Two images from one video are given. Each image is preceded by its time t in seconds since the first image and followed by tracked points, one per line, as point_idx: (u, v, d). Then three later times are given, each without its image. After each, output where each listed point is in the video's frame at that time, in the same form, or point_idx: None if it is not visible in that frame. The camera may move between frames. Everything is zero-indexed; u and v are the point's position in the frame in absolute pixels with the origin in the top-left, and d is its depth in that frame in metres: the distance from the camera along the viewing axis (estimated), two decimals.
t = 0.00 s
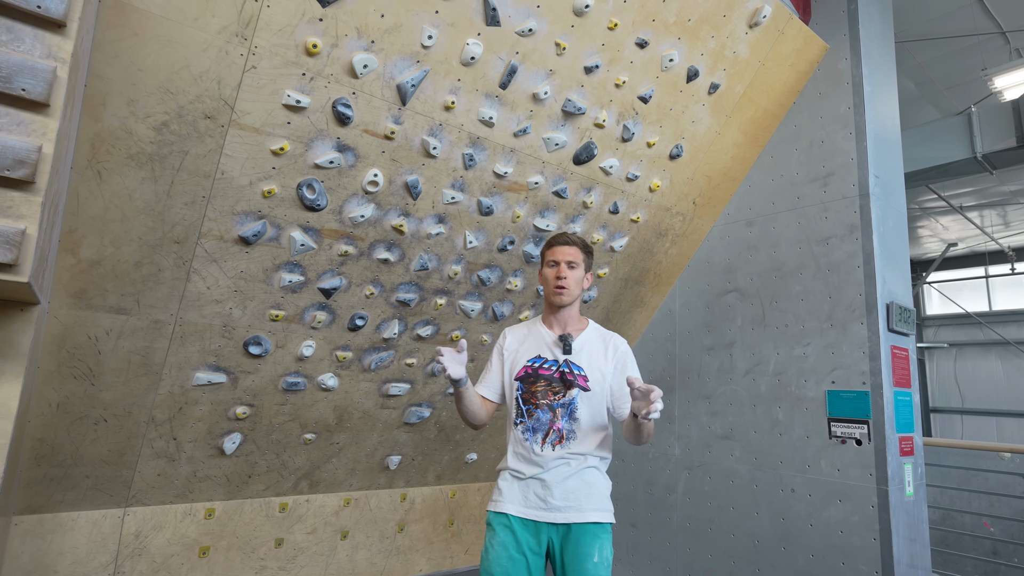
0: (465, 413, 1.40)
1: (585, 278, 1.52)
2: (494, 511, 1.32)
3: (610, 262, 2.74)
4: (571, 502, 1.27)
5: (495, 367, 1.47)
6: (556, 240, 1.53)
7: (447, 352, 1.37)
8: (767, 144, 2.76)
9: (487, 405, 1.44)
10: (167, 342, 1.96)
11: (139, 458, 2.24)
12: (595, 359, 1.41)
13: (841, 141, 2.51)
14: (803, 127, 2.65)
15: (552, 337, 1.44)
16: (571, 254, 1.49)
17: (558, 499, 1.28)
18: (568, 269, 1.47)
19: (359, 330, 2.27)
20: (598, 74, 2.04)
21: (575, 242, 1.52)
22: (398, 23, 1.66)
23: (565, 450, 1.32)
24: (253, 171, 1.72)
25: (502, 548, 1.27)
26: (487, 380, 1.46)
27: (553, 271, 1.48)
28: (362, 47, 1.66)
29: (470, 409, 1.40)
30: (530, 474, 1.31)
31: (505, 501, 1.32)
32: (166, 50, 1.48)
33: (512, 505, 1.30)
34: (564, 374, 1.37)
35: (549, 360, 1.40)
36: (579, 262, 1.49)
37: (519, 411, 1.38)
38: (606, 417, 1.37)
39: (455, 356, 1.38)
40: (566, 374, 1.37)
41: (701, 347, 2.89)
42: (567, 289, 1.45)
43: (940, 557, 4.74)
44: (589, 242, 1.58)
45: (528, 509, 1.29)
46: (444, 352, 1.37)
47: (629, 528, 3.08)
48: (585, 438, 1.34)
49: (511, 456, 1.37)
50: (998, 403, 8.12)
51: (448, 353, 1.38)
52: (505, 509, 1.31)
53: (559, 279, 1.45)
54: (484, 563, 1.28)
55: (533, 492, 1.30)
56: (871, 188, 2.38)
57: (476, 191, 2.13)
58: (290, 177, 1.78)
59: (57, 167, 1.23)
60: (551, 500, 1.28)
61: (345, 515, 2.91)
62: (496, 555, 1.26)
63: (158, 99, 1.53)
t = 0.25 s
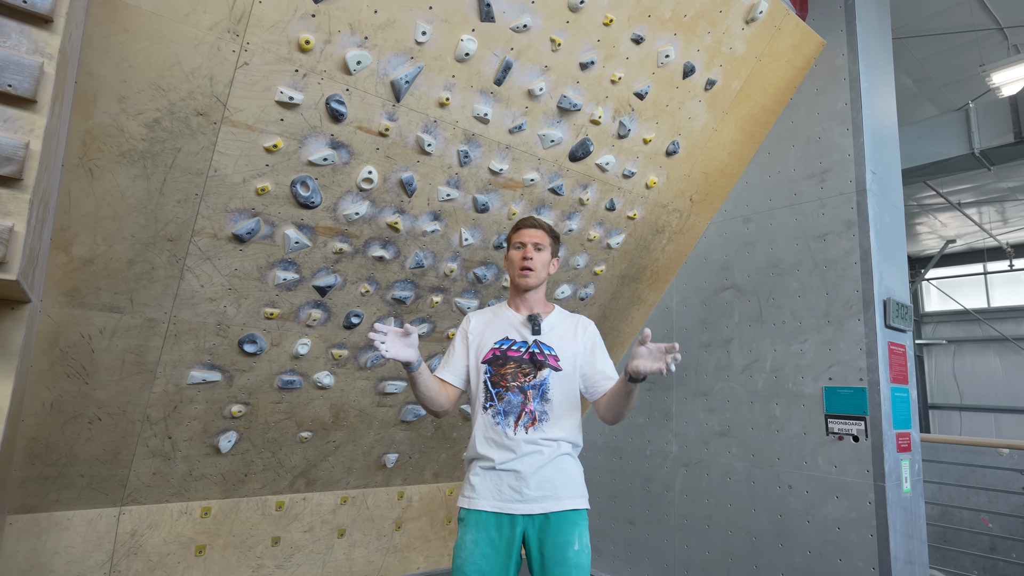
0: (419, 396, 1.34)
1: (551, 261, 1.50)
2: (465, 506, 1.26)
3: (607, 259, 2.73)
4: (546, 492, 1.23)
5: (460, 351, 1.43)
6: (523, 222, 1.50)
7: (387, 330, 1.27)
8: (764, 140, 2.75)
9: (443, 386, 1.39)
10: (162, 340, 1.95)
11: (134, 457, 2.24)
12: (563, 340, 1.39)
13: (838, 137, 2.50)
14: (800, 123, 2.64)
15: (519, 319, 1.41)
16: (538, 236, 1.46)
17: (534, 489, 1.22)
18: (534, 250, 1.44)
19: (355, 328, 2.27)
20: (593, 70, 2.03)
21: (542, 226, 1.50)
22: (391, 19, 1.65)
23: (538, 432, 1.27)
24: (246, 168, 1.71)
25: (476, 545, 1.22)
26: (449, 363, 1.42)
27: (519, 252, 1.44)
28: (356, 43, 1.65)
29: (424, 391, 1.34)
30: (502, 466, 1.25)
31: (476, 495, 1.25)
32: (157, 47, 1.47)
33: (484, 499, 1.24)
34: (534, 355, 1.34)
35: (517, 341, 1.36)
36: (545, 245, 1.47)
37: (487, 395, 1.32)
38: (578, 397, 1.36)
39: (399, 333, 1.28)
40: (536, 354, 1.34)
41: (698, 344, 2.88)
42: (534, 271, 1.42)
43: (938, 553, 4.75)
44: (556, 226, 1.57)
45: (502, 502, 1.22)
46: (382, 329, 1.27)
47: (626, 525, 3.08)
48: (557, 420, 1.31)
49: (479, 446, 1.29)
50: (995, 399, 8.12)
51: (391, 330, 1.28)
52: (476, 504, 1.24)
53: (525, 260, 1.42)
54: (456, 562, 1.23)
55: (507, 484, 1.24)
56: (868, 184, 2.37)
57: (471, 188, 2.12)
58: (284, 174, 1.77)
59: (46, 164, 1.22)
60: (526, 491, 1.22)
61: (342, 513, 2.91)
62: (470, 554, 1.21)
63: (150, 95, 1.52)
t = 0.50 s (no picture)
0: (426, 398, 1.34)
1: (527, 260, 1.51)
2: (449, 515, 1.24)
3: (607, 253, 2.72)
4: (532, 492, 1.23)
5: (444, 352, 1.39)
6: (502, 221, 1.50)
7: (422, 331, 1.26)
8: (766, 134, 2.74)
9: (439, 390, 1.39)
10: (161, 335, 1.95)
11: (135, 452, 2.24)
12: (539, 334, 1.40)
13: (839, 130, 2.49)
14: (801, 116, 2.63)
15: (495, 315, 1.40)
16: (514, 235, 1.47)
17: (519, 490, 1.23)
18: (511, 249, 1.44)
19: (354, 323, 2.26)
20: (593, 63, 2.02)
21: (519, 225, 1.51)
22: (389, 12, 1.64)
23: (521, 430, 1.27)
24: (244, 162, 1.71)
25: (463, 551, 1.21)
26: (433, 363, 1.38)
27: (496, 249, 1.45)
28: (353, 36, 1.64)
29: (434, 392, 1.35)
30: (485, 471, 1.23)
31: (459, 503, 1.23)
32: (153, 40, 1.46)
33: (468, 506, 1.22)
34: (513, 351, 1.34)
35: (495, 338, 1.36)
36: (522, 244, 1.48)
37: (468, 395, 1.31)
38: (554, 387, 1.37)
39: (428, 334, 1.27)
40: (516, 351, 1.34)
41: (699, 339, 2.87)
42: (510, 269, 1.42)
43: (939, 548, 4.75)
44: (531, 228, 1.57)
45: (487, 507, 1.21)
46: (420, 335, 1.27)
47: (627, 519, 3.08)
48: (540, 417, 1.31)
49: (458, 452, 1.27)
50: (998, 393, 8.09)
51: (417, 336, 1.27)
52: (461, 512, 1.22)
53: (502, 257, 1.43)
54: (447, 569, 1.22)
55: (491, 489, 1.22)
56: (870, 178, 2.36)
57: (470, 182, 2.11)
58: (282, 169, 1.77)
59: (41, 157, 1.22)
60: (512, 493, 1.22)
61: (343, 508, 2.92)
62: (460, 560, 1.20)
63: (146, 89, 1.51)
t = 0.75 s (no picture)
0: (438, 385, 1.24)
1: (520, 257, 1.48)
2: (443, 512, 1.23)
3: (609, 251, 2.72)
4: (528, 490, 1.23)
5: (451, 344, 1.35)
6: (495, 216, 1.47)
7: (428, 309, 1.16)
8: (768, 130, 2.73)
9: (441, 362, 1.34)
10: (163, 333, 1.95)
11: (138, 450, 2.25)
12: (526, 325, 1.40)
13: (843, 126, 2.47)
14: (804, 112, 2.61)
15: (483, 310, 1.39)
16: (508, 232, 1.44)
17: (515, 488, 1.23)
18: (505, 245, 1.42)
19: (356, 321, 2.27)
20: (594, 60, 2.01)
21: (514, 221, 1.47)
22: (389, 9, 1.64)
23: (520, 423, 1.27)
24: (245, 160, 1.71)
25: (459, 549, 1.21)
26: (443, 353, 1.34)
27: (489, 245, 1.42)
28: (353, 33, 1.64)
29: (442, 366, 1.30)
30: (482, 469, 1.22)
31: (454, 501, 1.22)
32: (153, 38, 1.46)
33: (464, 504, 1.21)
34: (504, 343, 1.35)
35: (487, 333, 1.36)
36: (515, 240, 1.45)
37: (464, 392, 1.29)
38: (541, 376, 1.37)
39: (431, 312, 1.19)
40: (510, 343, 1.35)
41: (702, 337, 2.87)
42: (503, 266, 1.40)
43: (944, 546, 4.73)
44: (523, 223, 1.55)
45: (484, 506, 1.21)
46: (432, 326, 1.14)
47: (630, 517, 3.08)
48: (537, 408, 1.31)
49: (454, 449, 1.25)
50: (1004, 390, 8.06)
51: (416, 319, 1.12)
52: (456, 512, 1.21)
53: (495, 253, 1.40)
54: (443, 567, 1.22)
55: (488, 488, 1.22)
56: (873, 173, 2.34)
57: (472, 179, 2.10)
58: (283, 166, 1.77)
59: (42, 156, 1.22)
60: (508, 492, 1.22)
61: (346, 506, 2.92)
62: (457, 559, 1.21)
63: (147, 87, 1.51)
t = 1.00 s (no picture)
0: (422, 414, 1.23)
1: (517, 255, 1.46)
2: (449, 518, 1.25)
3: (612, 251, 2.71)
4: (532, 492, 1.24)
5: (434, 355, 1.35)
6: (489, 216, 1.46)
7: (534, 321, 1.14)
8: (772, 129, 2.72)
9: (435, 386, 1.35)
10: (168, 335, 1.96)
11: (144, 450, 2.26)
12: (532, 331, 1.39)
13: (847, 125, 2.46)
14: (808, 111, 2.60)
15: (485, 314, 1.37)
16: (503, 231, 1.42)
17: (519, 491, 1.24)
18: (501, 246, 1.40)
19: (360, 322, 2.27)
20: (597, 60, 2.01)
21: (508, 219, 1.45)
22: (391, 10, 1.64)
23: (518, 428, 1.26)
24: (249, 162, 1.71)
25: (465, 553, 1.22)
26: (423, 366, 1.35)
27: (486, 246, 1.40)
28: (356, 34, 1.64)
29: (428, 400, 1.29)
30: (484, 474, 1.23)
31: (459, 507, 1.23)
32: (157, 41, 1.47)
33: (469, 510, 1.22)
34: (505, 350, 1.33)
35: (488, 337, 1.34)
36: (512, 239, 1.43)
37: (461, 396, 1.29)
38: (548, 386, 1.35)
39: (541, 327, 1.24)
40: (508, 349, 1.33)
41: (706, 337, 2.86)
42: (501, 266, 1.38)
43: (952, 546, 4.70)
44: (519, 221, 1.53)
45: (488, 511, 1.22)
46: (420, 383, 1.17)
47: (634, 517, 3.07)
48: (535, 413, 1.30)
49: (456, 455, 1.26)
50: (1011, 390, 8.02)
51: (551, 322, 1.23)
52: (461, 519, 1.22)
53: (492, 254, 1.38)
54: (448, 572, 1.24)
55: (491, 492, 1.22)
56: (878, 172, 2.33)
57: (475, 180, 2.11)
58: (286, 168, 1.77)
59: (47, 159, 1.23)
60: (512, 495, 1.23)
61: (350, 506, 2.93)
62: (461, 562, 1.22)
63: (151, 90, 1.52)
